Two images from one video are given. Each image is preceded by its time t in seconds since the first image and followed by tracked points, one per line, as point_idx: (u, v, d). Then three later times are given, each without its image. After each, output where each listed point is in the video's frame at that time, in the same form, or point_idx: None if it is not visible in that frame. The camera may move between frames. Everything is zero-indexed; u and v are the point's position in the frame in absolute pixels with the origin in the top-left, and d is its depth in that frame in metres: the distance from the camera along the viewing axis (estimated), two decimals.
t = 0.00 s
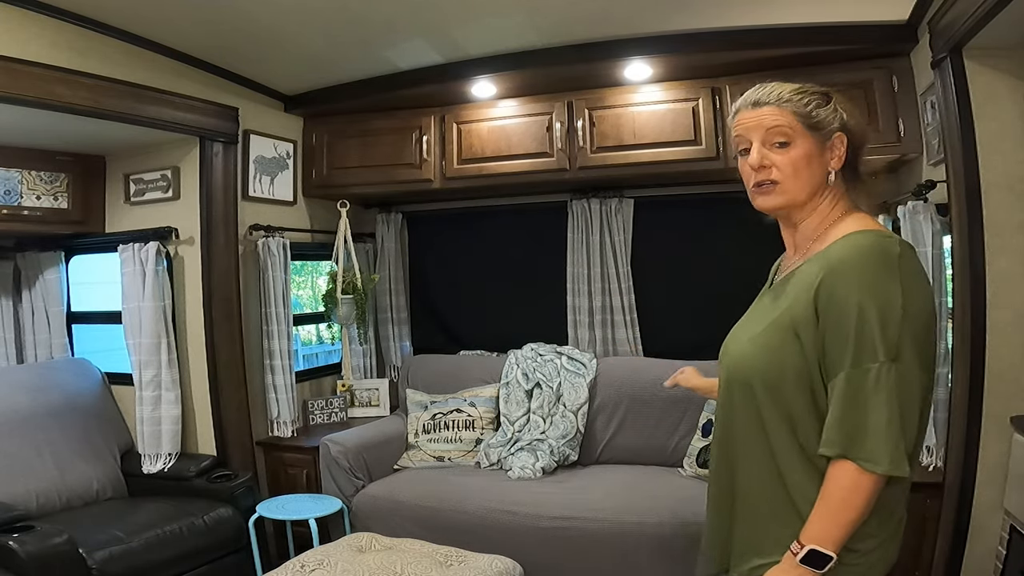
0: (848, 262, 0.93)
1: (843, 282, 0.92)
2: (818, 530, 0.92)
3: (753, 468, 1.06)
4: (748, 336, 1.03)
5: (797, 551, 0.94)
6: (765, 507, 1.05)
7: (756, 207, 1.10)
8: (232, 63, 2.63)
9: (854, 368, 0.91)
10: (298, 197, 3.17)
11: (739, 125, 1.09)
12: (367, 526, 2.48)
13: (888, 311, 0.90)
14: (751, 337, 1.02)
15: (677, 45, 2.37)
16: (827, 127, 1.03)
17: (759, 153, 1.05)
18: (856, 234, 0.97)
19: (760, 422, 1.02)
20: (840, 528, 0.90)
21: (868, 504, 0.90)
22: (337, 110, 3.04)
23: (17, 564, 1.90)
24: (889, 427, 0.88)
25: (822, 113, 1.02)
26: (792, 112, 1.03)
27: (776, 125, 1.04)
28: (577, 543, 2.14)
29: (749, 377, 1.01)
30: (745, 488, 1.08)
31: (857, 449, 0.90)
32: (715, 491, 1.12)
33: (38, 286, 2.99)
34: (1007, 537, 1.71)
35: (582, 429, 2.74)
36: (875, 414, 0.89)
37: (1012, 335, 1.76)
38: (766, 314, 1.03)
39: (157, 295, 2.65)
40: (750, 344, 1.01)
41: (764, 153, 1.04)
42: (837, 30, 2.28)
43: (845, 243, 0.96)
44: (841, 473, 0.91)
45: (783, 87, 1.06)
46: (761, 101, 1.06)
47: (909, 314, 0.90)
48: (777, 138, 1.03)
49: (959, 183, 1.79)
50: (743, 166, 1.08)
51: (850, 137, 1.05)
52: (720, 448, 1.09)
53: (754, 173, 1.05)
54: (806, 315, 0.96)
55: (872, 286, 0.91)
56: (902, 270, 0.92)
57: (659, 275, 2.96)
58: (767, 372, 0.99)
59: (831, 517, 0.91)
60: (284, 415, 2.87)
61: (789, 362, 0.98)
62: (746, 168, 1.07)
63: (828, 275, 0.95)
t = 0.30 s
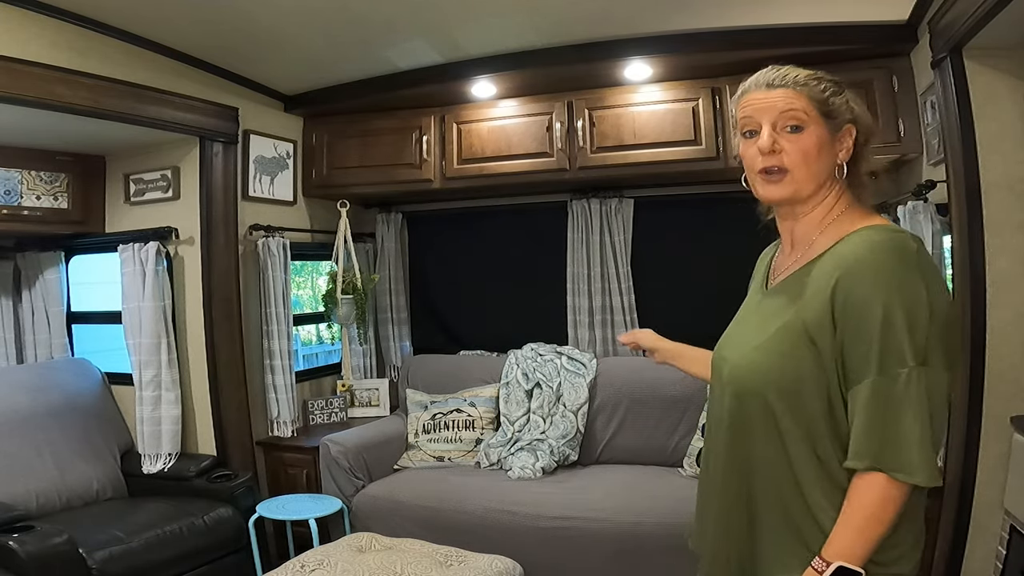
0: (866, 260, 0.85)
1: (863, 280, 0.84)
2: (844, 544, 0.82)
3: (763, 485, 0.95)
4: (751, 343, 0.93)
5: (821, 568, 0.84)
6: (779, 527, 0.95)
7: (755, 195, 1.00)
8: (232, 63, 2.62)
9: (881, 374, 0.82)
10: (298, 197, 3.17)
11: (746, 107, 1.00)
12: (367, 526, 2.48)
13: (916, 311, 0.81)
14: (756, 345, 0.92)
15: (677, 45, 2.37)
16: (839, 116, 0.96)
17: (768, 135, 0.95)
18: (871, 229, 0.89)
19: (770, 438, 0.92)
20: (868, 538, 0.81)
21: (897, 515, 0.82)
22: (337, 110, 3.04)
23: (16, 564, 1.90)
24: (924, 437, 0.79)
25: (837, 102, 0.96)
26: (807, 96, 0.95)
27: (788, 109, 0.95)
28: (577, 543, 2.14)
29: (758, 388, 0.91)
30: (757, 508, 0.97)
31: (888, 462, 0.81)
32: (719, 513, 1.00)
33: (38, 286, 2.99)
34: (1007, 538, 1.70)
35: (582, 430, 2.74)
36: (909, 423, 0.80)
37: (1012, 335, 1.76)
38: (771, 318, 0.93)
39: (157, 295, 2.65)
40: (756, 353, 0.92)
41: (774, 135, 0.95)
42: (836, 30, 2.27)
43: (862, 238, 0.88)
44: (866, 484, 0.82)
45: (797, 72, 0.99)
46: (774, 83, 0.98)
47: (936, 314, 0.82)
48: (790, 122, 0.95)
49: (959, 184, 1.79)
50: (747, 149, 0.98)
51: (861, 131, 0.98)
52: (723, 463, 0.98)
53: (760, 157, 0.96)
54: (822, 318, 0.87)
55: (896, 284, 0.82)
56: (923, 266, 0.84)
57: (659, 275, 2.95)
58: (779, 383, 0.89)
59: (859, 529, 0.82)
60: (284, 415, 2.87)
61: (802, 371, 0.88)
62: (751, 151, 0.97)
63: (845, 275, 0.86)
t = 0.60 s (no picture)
0: (907, 252, 0.71)
1: (900, 275, 0.71)
2: (856, 532, 0.70)
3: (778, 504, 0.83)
4: (767, 350, 0.81)
5: (818, 540, 0.71)
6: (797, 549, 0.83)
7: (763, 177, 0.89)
8: (232, 63, 2.62)
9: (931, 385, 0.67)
10: (298, 197, 3.17)
11: (765, 80, 0.90)
12: (367, 526, 2.48)
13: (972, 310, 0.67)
14: (773, 353, 0.80)
15: (677, 45, 2.37)
16: (866, 101, 0.87)
17: (789, 109, 0.85)
18: (902, 219, 0.77)
19: (789, 453, 0.80)
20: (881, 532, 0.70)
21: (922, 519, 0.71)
22: (337, 110, 3.04)
23: (17, 564, 1.90)
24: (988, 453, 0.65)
25: (865, 85, 0.87)
26: (834, 74, 0.86)
27: (813, 84, 0.86)
28: (577, 544, 2.14)
29: (778, 402, 0.79)
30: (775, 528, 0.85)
31: (943, 481, 0.67)
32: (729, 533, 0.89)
33: (38, 286, 2.99)
34: (1007, 538, 1.70)
35: (582, 430, 2.74)
36: (972, 438, 0.65)
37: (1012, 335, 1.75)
38: (788, 318, 0.81)
39: (156, 295, 2.65)
40: (773, 362, 0.80)
41: (797, 110, 0.84)
42: (836, 30, 2.27)
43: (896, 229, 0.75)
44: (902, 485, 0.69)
45: (824, 51, 0.90)
46: (798, 58, 0.89)
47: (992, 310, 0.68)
48: (815, 98, 0.85)
49: (959, 184, 1.79)
50: (763, 124, 0.87)
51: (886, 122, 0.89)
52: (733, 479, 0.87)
53: (777, 131, 0.85)
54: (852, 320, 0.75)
55: (943, 276, 0.68)
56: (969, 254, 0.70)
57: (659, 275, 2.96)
58: (804, 397, 0.77)
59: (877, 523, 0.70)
60: (284, 415, 2.88)
61: (830, 382, 0.76)
62: (765, 125, 0.86)
63: (878, 270, 0.73)
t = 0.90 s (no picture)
0: (915, 251, 0.71)
1: (909, 273, 0.71)
2: (806, 427, 0.69)
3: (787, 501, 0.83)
4: (774, 348, 0.82)
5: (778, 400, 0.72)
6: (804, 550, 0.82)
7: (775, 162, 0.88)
8: (232, 63, 2.62)
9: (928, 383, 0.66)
10: (298, 197, 3.17)
11: (784, 61, 0.89)
12: (367, 526, 2.48)
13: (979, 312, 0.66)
14: (779, 350, 0.81)
15: (677, 45, 2.37)
16: (893, 88, 0.84)
17: (805, 92, 0.84)
18: (909, 219, 0.77)
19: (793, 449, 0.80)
20: (821, 454, 0.68)
21: (860, 480, 0.68)
22: (337, 110, 3.04)
23: (17, 564, 1.90)
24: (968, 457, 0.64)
25: (890, 68, 0.84)
26: (856, 57, 0.84)
27: (833, 67, 0.84)
28: (577, 543, 2.14)
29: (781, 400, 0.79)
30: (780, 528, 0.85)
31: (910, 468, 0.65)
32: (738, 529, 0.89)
33: (38, 286, 2.98)
34: (1006, 538, 1.70)
35: (582, 430, 2.74)
36: (950, 440, 0.64)
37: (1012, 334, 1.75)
38: (796, 315, 0.82)
39: (157, 295, 2.65)
40: (779, 360, 0.80)
41: (813, 93, 0.83)
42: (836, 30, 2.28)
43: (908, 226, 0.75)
44: (875, 437, 0.67)
45: (849, 31, 0.87)
46: (819, 38, 0.87)
47: (1003, 315, 0.67)
48: (834, 81, 0.83)
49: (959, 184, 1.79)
50: (777, 106, 0.87)
51: (913, 108, 0.86)
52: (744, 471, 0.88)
53: (790, 115, 0.84)
54: (859, 317, 0.75)
55: (950, 276, 0.68)
56: (988, 258, 0.70)
57: (658, 275, 2.96)
58: (808, 396, 0.77)
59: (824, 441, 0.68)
60: (284, 415, 2.88)
61: (833, 382, 0.76)
62: (778, 108, 0.85)
63: (888, 267, 0.73)
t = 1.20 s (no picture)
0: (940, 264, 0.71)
1: (935, 283, 0.70)
2: (827, 445, 0.71)
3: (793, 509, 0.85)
4: (793, 354, 0.82)
5: (796, 420, 0.73)
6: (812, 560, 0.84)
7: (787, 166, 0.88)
8: (232, 63, 2.62)
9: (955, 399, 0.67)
10: (298, 197, 3.18)
11: (787, 61, 0.89)
12: (367, 526, 2.48)
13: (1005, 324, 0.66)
14: (797, 358, 0.81)
15: (677, 45, 2.37)
16: (905, 80, 0.84)
17: (813, 94, 0.83)
18: (930, 220, 0.77)
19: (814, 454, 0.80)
20: (842, 469, 0.71)
21: (881, 495, 0.70)
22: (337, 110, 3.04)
23: (17, 564, 1.90)
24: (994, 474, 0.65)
25: (899, 59, 0.84)
26: (863, 53, 0.84)
27: (840, 65, 0.84)
28: (577, 543, 2.14)
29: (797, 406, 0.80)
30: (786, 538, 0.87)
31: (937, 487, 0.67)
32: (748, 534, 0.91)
33: (38, 286, 2.98)
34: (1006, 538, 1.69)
35: (582, 430, 2.75)
36: (979, 460, 0.64)
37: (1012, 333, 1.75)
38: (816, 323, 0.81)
39: (157, 296, 2.65)
40: (797, 368, 0.81)
41: (821, 94, 0.83)
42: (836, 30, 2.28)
43: (933, 234, 0.74)
44: (896, 453, 0.69)
45: (855, 23, 0.87)
46: (824, 34, 0.87)
47: None
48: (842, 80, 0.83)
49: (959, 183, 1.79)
50: (785, 109, 0.87)
51: (927, 98, 0.86)
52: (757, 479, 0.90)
53: (800, 118, 0.84)
54: (882, 326, 0.75)
55: (977, 290, 0.67)
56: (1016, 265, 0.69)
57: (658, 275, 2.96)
58: (829, 403, 0.78)
59: (845, 459, 0.70)
60: (284, 415, 2.88)
61: (854, 390, 0.77)
62: (787, 111, 0.86)
63: (912, 278, 0.73)
